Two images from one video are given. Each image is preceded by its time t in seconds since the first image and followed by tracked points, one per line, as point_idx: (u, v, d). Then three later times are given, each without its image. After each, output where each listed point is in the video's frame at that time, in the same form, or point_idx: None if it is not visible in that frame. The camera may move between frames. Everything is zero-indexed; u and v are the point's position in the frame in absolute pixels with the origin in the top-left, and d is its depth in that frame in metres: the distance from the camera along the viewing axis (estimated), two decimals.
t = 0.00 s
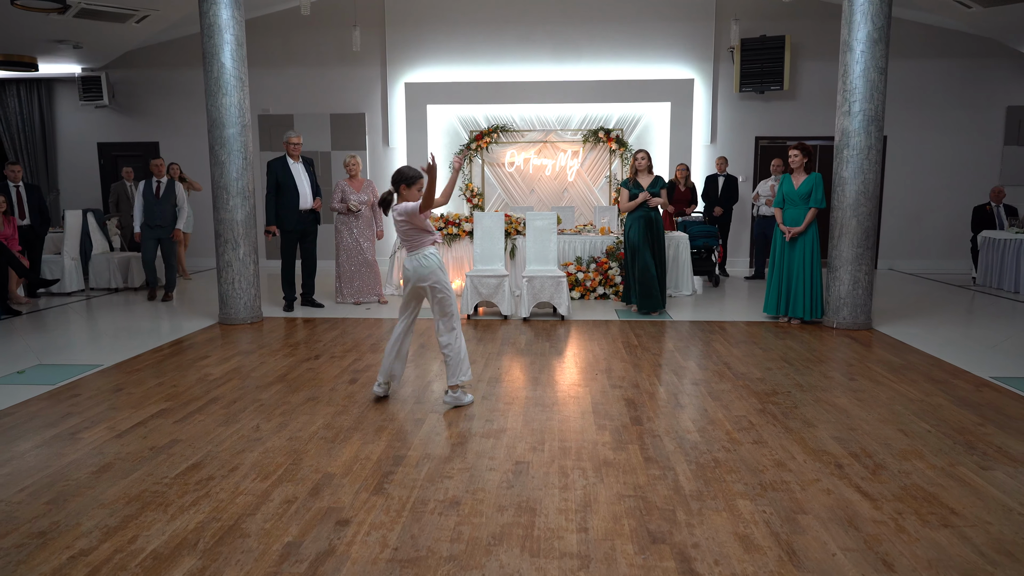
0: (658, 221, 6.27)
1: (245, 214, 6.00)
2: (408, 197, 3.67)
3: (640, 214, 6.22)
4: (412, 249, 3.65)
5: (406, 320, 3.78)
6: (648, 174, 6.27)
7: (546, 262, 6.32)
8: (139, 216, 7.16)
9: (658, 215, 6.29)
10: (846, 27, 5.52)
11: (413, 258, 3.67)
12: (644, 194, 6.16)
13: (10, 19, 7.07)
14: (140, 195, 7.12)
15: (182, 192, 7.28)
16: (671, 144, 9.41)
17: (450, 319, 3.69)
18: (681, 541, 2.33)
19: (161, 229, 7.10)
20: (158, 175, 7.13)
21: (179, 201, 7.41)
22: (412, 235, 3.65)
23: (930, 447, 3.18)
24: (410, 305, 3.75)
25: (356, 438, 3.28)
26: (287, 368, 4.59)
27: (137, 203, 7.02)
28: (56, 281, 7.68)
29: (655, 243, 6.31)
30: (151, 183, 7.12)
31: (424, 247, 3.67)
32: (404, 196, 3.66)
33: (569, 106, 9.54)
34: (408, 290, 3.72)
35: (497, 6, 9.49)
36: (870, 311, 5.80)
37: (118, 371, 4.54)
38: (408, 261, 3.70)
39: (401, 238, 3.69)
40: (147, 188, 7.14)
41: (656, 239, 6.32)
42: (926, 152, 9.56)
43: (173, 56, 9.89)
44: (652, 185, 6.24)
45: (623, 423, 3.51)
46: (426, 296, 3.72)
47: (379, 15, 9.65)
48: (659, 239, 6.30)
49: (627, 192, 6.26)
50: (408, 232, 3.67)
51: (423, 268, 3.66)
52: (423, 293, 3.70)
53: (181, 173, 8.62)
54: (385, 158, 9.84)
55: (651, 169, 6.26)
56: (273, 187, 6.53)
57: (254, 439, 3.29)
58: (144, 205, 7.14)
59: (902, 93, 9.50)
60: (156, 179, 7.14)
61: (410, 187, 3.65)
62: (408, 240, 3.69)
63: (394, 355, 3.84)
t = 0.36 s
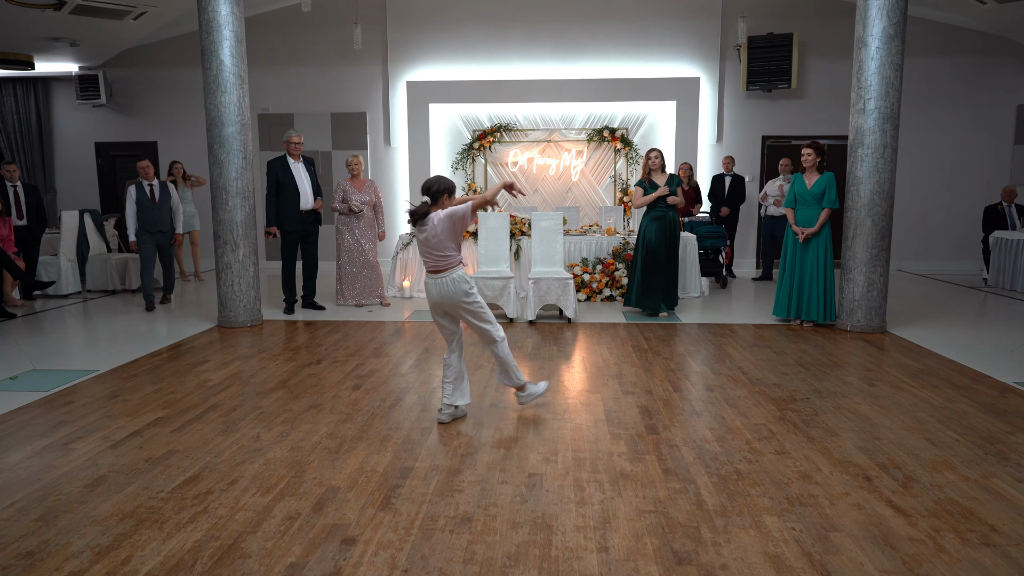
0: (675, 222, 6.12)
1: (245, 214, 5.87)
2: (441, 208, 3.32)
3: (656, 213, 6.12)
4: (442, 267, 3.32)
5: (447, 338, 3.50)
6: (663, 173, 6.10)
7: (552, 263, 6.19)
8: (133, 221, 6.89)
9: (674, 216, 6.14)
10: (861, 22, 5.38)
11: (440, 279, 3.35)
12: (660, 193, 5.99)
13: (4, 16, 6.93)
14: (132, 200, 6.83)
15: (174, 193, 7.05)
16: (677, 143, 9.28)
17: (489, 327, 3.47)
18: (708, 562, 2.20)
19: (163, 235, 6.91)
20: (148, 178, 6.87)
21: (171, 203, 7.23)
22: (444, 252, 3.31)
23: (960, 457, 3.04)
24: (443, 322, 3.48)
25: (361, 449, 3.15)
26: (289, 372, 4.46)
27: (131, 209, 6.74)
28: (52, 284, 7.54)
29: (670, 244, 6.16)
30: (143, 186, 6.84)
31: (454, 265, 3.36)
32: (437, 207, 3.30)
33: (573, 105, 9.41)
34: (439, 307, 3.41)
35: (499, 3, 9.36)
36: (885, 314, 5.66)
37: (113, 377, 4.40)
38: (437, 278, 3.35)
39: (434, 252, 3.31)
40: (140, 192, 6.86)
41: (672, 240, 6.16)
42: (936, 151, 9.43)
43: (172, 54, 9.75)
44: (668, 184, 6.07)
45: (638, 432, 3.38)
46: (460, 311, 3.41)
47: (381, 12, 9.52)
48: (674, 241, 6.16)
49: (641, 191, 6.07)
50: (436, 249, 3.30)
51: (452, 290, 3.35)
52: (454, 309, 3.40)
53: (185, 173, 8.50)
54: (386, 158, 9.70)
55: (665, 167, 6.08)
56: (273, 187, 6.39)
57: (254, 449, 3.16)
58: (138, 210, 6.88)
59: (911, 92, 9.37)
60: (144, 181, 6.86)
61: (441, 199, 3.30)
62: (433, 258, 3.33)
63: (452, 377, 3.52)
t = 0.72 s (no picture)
0: (685, 223, 6.00)
1: (244, 215, 5.72)
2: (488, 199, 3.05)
3: (667, 213, 5.97)
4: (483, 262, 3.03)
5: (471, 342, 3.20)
6: (675, 172, 5.94)
7: (559, 264, 6.06)
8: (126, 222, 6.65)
9: (684, 216, 6.01)
10: (876, 18, 5.24)
11: (473, 274, 3.02)
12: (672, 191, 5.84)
13: None
14: (123, 201, 6.59)
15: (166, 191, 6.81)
16: (682, 142, 9.14)
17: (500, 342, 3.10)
18: None
19: (158, 236, 6.68)
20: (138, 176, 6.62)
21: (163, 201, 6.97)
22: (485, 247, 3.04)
23: (995, 470, 2.90)
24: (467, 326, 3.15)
25: (366, 461, 3.00)
26: (289, 379, 4.31)
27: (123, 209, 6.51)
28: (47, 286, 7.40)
29: (680, 244, 6.04)
30: (134, 185, 6.60)
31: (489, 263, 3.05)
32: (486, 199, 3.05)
33: (577, 103, 9.27)
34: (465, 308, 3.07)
35: None
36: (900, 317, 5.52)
37: (107, 384, 4.25)
38: (470, 272, 3.03)
39: (477, 244, 3.01)
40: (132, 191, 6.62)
41: (682, 241, 6.04)
42: (945, 150, 9.29)
43: (169, 52, 9.61)
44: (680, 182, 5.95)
45: (655, 443, 3.23)
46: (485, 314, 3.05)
47: (381, 10, 9.37)
48: (685, 242, 6.05)
49: (653, 189, 5.92)
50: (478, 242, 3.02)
51: (484, 288, 3.01)
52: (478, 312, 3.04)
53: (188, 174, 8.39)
54: (387, 157, 9.56)
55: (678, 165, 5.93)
56: (272, 187, 6.24)
57: (254, 462, 3.01)
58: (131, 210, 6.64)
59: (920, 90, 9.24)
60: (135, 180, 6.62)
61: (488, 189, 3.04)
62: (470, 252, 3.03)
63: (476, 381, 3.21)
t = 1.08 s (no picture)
0: (686, 223, 5.88)
1: (239, 215, 5.59)
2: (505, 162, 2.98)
3: (666, 213, 5.86)
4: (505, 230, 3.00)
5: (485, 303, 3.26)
6: (678, 171, 5.84)
7: (561, 265, 5.96)
8: (125, 222, 6.38)
9: (684, 216, 5.88)
10: (885, 13, 5.14)
11: (498, 243, 3.02)
12: (673, 191, 5.75)
13: None
14: (124, 201, 6.34)
15: (171, 193, 6.53)
16: (684, 140, 9.04)
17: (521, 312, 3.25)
18: None
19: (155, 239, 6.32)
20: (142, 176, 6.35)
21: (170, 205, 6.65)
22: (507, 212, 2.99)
23: (1019, 477, 2.78)
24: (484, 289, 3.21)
25: (364, 471, 2.88)
26: (285, 384, 4.19)
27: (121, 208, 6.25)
28: (38, 288, 7.26)
29: (681, 245, 5.92)
30: (137, 184, 6.32)
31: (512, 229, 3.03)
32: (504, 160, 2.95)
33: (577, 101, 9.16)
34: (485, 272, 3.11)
35: None
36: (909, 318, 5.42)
37: (96, 390, 4.12)
38: (494, 242, 3.03)
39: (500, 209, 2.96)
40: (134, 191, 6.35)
41: (684, 241, 5.93)
42: (949, 148, 9.19)
43: (163, 50, 9.47)
44: (682, 183, 5.82)
45: (664, 449, 3.12)
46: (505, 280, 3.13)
47: (379, 7, 9.25)
48: (687, 242, 5.93)
49: (654, 189, 5.84)
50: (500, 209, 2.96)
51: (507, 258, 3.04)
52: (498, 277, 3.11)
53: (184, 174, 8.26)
54: (385, 157, 9.43)
55: (681, 165, 5.83)
56: (268, 187, 6.11)
57: (247, 472, 2.88)
58: (131, 210, 6.36)
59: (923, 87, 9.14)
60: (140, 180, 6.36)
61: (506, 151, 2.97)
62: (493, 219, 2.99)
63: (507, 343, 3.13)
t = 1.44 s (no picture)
0: (687, 225, 5.79)
1: (232, 215, 5.48)
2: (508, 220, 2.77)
3: (668, 215, 5.76)
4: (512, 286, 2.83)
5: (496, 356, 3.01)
6: (678, 171, 5.74)
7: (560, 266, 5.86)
8: (123, 220, 5.96)
9: (686, 218, 5.78)
10: (892, 8, 5.03)
11: (504, 297, 2.83)
12: (672, 192, 5.65)
13: None
14: (125, 198, 5.95)
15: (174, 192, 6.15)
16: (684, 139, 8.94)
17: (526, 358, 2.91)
18: None
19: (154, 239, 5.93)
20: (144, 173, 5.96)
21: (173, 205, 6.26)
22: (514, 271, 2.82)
23: None
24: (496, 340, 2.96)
25: (360, 480, 2.77)
26: (278, 388, 4.08)
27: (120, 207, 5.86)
28: (27, 290, 7.13)
29: (682, 246, 5.82)
30: (139, 182, 5.94)
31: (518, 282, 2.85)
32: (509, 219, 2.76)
33: (576, 100, 9.06)
34: (496, 325, 2.88)
35: None
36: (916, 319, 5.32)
37: (84, 395, 4.00)
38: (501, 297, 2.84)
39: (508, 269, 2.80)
40: (134, 187, 5.95)
41: (685, 244, 5.83)
42: (951, 147, 9.11)
43: (156, 48, 9.35)
44: (682, 183, 5.72)
45: (670, 456, 3.01)
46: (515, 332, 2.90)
47: (375, 4, 9.14)
48: (687, 245, 5.83)
49: (654, 189, 5.73)
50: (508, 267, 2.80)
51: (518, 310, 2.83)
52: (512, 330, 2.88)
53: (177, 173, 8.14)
54: (382, 156, 9.32)
55: (681, 165, 5.73)
56: (262, 187, 6.00)
57: (238, 482, 2.77)
58: (130, 208, 5.95)
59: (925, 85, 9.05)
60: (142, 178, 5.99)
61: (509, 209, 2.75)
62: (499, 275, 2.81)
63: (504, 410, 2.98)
